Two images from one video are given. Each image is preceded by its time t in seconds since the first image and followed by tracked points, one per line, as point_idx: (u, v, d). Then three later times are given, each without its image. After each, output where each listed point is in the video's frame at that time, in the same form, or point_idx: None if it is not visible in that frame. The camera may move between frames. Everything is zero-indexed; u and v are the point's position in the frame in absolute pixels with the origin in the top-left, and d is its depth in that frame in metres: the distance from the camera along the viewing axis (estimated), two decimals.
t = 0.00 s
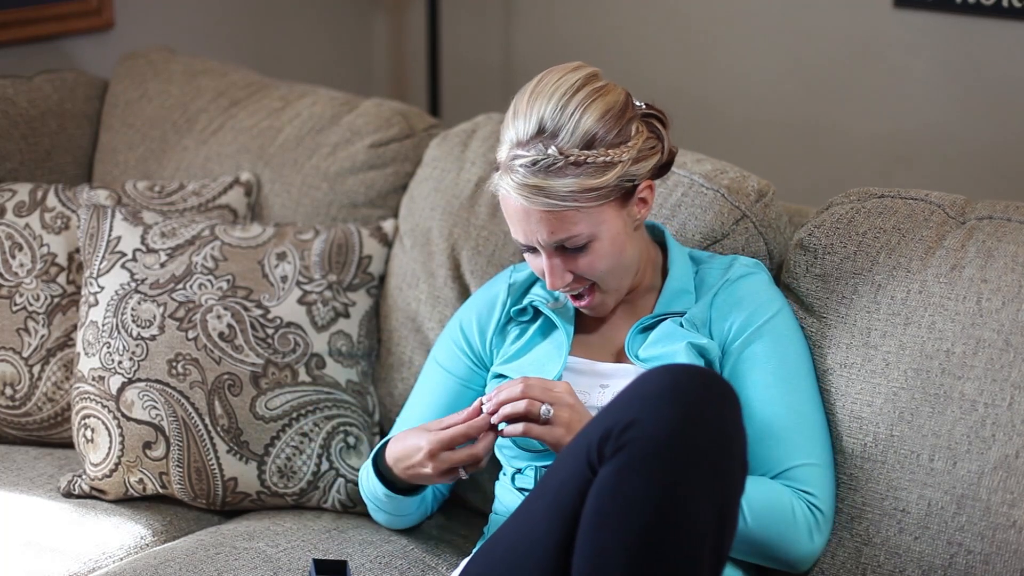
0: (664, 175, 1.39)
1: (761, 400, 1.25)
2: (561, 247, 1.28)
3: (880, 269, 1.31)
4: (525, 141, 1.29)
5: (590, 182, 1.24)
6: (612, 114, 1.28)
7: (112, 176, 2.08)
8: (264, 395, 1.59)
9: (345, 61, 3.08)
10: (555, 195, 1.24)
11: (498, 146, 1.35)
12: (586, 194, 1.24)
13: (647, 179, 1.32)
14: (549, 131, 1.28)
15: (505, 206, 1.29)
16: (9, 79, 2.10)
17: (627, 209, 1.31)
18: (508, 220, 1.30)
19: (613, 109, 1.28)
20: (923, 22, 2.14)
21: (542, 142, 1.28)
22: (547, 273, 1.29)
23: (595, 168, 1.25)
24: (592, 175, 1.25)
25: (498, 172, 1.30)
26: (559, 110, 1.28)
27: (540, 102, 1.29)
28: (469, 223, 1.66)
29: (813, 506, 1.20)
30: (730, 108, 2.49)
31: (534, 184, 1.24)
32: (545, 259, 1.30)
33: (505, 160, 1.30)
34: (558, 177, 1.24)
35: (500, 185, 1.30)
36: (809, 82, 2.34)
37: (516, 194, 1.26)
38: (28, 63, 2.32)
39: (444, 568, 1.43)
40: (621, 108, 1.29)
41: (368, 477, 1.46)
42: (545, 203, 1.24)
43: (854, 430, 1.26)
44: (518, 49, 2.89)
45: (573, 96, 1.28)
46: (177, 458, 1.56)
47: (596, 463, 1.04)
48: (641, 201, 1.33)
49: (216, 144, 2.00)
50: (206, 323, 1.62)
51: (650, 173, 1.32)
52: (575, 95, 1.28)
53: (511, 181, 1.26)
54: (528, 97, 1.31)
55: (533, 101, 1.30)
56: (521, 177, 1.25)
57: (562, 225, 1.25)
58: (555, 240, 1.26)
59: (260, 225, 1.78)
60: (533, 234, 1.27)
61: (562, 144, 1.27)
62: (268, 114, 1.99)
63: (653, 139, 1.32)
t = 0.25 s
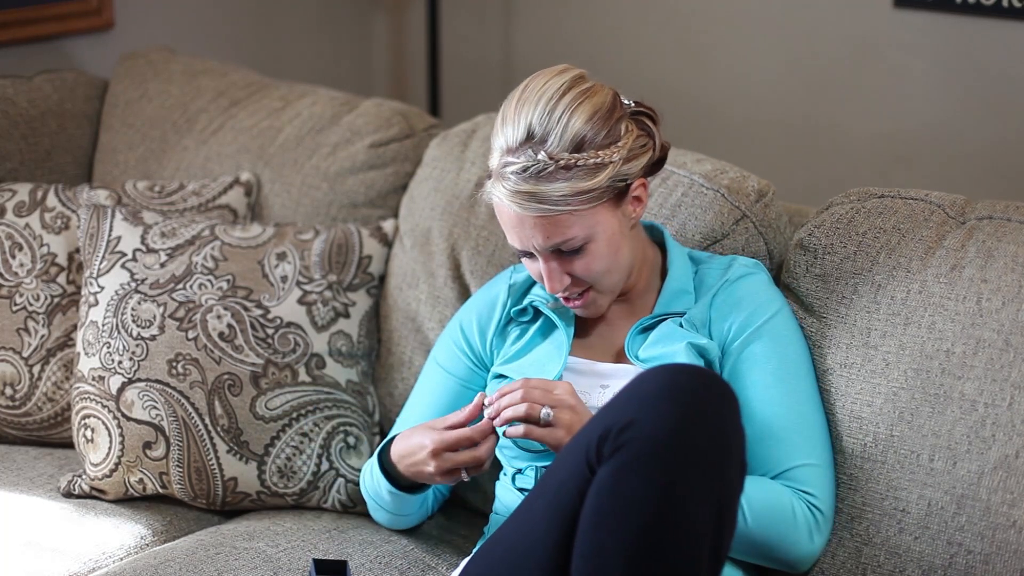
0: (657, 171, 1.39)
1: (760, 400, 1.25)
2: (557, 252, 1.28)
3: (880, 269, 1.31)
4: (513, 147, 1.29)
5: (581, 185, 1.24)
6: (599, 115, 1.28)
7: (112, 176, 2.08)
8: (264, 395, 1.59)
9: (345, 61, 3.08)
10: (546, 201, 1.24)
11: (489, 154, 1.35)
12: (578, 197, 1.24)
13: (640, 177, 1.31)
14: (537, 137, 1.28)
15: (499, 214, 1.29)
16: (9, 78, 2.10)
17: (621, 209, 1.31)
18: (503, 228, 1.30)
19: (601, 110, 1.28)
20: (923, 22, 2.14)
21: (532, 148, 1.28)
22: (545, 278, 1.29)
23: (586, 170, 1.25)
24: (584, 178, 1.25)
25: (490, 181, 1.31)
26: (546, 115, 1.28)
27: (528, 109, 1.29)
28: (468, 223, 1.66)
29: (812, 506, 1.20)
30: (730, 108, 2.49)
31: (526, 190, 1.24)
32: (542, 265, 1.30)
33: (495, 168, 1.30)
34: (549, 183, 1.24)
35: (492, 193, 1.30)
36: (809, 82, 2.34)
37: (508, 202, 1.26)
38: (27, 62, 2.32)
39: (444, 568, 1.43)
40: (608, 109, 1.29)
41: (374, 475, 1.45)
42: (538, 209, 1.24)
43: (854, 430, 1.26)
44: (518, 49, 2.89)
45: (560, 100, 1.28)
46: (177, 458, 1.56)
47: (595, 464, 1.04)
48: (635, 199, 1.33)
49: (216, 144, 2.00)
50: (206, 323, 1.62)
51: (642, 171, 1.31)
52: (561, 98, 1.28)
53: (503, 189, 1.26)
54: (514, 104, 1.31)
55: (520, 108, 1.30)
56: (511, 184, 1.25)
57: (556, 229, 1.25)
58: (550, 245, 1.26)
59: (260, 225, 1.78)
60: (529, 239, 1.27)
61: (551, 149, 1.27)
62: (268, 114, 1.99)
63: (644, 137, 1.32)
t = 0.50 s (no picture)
0: (653, 168, 1.39)
1: (760, 400, 1.25)
2: (554, 254, 1.28)
3: (880, 269, 1.31)
4: (506, 152, 1.29)
5: (574, 186, 1.24)
6: (590, 115, 1.28)
7: (112, 176, 2.08)
8: (264, 395, 1.59)
9: (345, 61, 3.08)
10: (540, 203, 1.24)
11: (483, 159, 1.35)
12: (573, 198, 1.24)
13: (634, 175, 1.31)
14: (529, 140, 1.28)
15: (495, 220, 1.29)
16: (9, 78, 2.10)
17: (617, 208, 1.31)
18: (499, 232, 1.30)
19: (592, 110, 1.28)
20: (924, 22, 2.14)
21: (524, 151, 1.28)
22: (544, 281, 1.29)
23: (580, 171, 1.25)
24: (577, 179, 1.25)
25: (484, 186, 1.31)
26: (537, 118, 1.28)
27: (519, 112, 1.30)
28: (469, 223, 1.66)
29: (811, 506, 1.20)
30: (729, 108, 2.49)
31: (521, 194, 1.24)
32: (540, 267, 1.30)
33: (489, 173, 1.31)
34: (542, 185, 1.24)
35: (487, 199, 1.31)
36: (809, 82, 2.34)
37: (503, 207, 1.26)
38: (27, 62, 2.32)
39: (444, 568, 1.42)
40: (599, 109, 1.29)
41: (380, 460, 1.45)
42: (533, 212, 1.24)
43: (854, 430, 1.26)
44: (518, 49, 2.89)
45: (550, 103, 1.28)
46: (177, 458, 1.56)
47: (596, 464, 1.04)
48: (630, 197, 1.32)
49: (216, 144, 2.00)
50: (206, 323, 1.62)
51: (636, 169, 1.31)
52: (552, 100, 1.28)
53: (497, 194, 1.27)
54: (505, 108, 1.32)
55: (510, 111, 1.31)
56: (506, 189, 1.26)
57: (552, 231, 1.25)
58: (547, 247, 1.26)
59: (260, 225, 1.78)
60: (525, 243, 1.27)
61: (543, 152, 1.27)
62: (268, 115, 1.99)
63: (636, 134, 1.32)
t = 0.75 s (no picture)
0: (649, 166, 1.39)
1: (760, 400, 1.25)
2: (553, 255, 1.28)
3: (880, 269, 1.31)
4: (503, 153, 1.29)
5: (570, 186, 1.24)
6: (585, 115, 1.28)
7: (112, 176, 2.08)
8: (264, 395, 1.59)
9: (345, 60, 3.08)
10: (538, 204, 1.24)
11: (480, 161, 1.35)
12: (570, 198, 1.24)
13: (631, 174, 1.31)
14: (525, 141, 1.28)
15: (494, 222, 1.29)
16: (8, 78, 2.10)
17: (615, 207, 1.31)
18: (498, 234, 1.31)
19: (587, 110, 1.28)
20: (924, 22, 2.14)
21: (520, 152, 1.28)
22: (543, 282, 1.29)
23: (576, 171, 1.25)
24: (574, 179, 1.25)
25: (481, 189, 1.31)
26: (532, 119, 1.28)
27: (514, 114, 1.30)
28: (469, 223, 1.65)
29: (811, 507, 1.20)
30: (730, 108, 2.49)
31: (518, 195, 1.24)
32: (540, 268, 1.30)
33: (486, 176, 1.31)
34: (539, 186, 1.24)
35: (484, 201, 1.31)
36: (810, 82, 2.34)
37: (501, 208, 1.26)
38: (27, 62, 2.32)
39: (444, 568, 1.42)
40: (595, 108, 1.29)
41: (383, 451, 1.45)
42: (531, 212, 1.25)
43: (855, 430, 1.26)
44: (518, 48, 2.89)
45: (545, 103, 1.28)
46: (177, 457, 1.56)
47: (596, 463, 1.04)
48: (628, 196, 1.32)
49: (216, 144, 2.00)
50: (206, 322, 1.62)
51: (632, 167, 1.31)
52: (546, 101, 1.28)
53: (494, 196, 1.27)
54: (500, 109, 1.32)
55: (506, 113, 1.31)
56: (503, 190, 1.26)
57: (550, 231, 1.25)
58: (546, 247, 1.26)
59: (260, 225, 1.78)
60: (524, 244, 1.27)
61: (539, 152, 1.27)
62: (268, 114, 1.99)
63: (632, 133, 1.33)
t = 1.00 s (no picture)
0: (649, 166, 1.39)
1: (760, 400, 1.25)
2: (553, 255, 1.28)
3: (880, 269, 1.31)
4: (502, 154, 1.29)
5: (570, 186, 1.24)
6: (585, 115, 1.28)
7: (112, 176, 2.08)
8: (264, 395, 1.59)
9: (345, 60, 3.08)
10: (538, 204, 1.24)
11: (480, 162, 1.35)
12: (570, 198, 1.24)
13: (631, 174, 1.31)
14: (525, 141, 1.28)
15: (494, 223, 1.29)
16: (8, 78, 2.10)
17: (615, 207, 1.31)
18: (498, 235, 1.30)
19: (586, 110, 1.28)
20: (924, 23, 2.14)
21: (520, 152, 1.28)
22: (544, 283, 1.29)
23: (575, 171, 1.25)
24: (574, 179, 1.25)
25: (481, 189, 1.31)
26: (532, 120, 1.28)
27: (513, 114, 1.30)
28: (469, 223, 1.65)
29: (811, 507, 1.20)
30: (730, 108, 2.49)
31: (519, 195, 1.24)
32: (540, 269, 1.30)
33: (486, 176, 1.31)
34: (539, 186, 1.24)
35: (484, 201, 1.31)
36: (810, 82, 2.34)
37: (501, 208, 1.26)
38: (27, 62, 2.32)
39: (444, 568, 1.42)
40: (594, 108, 1.29)
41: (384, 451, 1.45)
42: (532, 213, 1.25)
43: (855, 430, 1.26)
44: (519, 48, 2.89)
45: (544, 103, 1.28)
46: (177, 458, 1.56)
47: (596, 463, 1.04)
48: (628, 196, 1.32)
49: (216, 144, 2.00)
50: (206, 322, 1.61)
51: (632, 167, 1.31)
52: (546, 101, 1.28)
53: (494, 196, 1.27)
54: (500, 110, 1.32)
55: (505, 113, 1.31)
56: (503, 190, 1.26)
57: (550, 231, 1.25)
58: (546, 247, 1.26)
59: (260, 225, 1.78)
60: (524, 244, 1.27)
61: (539, 153, 1.27)
62: (268, 114, 1.99)
63: (632, 133, 1.32)
